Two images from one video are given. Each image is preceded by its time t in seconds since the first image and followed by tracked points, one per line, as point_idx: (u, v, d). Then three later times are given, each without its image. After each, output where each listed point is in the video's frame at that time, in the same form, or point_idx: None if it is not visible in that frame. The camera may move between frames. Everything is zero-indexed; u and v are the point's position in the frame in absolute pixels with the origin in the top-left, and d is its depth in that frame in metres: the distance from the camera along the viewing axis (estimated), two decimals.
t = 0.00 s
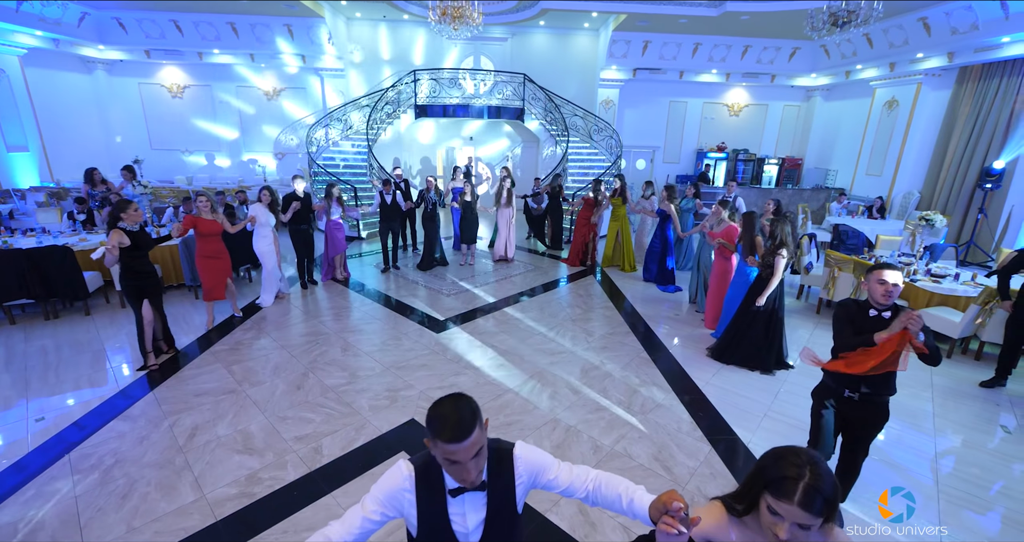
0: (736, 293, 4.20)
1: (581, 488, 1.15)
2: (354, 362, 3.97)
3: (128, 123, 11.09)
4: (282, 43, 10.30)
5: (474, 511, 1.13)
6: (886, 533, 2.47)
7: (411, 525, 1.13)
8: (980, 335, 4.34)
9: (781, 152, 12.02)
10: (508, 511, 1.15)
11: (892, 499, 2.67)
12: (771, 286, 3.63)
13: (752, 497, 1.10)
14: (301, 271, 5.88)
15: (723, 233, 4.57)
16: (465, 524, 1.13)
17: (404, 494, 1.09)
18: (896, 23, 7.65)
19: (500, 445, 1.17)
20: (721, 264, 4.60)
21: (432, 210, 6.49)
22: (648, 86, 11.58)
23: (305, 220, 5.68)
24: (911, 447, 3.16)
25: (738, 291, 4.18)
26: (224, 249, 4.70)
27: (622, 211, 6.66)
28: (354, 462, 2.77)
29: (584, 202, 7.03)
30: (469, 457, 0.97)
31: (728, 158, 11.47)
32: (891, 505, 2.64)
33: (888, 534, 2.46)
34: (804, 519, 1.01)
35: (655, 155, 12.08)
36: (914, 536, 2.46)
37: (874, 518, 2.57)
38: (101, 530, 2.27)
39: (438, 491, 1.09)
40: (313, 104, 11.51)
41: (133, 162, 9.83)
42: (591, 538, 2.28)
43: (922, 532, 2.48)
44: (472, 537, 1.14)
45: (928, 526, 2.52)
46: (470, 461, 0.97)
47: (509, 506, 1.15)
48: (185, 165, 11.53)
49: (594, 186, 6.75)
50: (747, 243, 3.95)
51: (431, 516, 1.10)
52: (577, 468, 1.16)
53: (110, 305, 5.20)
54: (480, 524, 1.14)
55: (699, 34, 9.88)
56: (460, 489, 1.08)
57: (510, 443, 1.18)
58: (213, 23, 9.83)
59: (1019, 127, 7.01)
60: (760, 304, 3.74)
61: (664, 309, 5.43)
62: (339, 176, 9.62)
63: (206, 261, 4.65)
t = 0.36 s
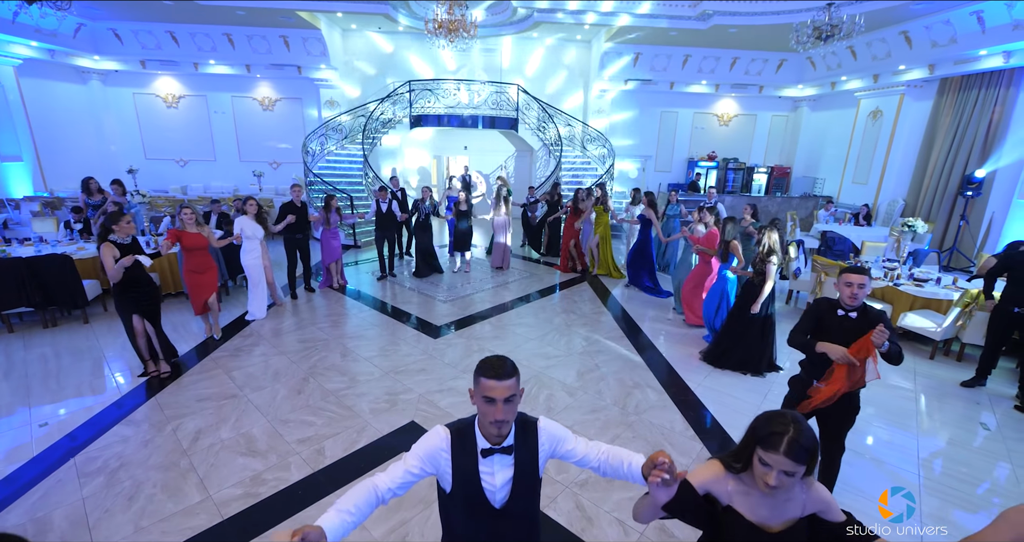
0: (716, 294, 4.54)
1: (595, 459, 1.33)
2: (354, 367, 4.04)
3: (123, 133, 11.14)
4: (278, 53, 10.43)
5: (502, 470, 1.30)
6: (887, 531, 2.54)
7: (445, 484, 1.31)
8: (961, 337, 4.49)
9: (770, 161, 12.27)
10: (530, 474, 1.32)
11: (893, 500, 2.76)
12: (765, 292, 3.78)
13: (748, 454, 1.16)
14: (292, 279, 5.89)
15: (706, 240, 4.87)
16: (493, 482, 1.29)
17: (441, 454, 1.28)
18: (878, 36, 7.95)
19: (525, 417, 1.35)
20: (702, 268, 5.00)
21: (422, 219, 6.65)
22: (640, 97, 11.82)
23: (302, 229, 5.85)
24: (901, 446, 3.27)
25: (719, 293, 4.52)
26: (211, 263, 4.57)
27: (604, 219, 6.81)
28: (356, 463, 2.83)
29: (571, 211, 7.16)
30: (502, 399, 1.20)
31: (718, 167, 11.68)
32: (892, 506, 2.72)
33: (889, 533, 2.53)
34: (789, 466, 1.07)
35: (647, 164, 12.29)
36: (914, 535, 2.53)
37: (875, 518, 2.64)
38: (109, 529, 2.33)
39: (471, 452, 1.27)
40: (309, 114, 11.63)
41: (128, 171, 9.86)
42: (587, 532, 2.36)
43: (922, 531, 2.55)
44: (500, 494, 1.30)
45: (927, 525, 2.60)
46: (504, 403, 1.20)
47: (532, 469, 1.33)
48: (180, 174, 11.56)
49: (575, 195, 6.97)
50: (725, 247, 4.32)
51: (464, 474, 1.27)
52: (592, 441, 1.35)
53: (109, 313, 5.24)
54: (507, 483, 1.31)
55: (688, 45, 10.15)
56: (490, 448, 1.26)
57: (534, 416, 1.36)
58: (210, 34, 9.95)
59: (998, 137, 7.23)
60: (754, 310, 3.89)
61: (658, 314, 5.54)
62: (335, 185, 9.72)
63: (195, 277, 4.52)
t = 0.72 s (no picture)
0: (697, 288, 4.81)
1: (582, 443, 1.40)
2: (354, 365, 4.12)
3: (116, 134, 11.12)
4: (273, 56, 10.47)
5: (493, 455, 1.34)
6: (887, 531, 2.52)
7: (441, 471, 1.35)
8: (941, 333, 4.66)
9: (760, 163, 12.49)
10: (521, 458, 1.36)
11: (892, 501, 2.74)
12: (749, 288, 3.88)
13: (722, 420, 1.33)
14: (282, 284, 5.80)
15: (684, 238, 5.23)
16: (485, 467, 1.33)
17: (436, 441, 1.33)
18: (862, 40, 8.18)
19: (515, 407, 1.41)
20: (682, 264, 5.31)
21: (409, 220, 6.77)
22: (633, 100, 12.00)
23: (287, 235, 5.80)
24: (887, 441, 3.37)
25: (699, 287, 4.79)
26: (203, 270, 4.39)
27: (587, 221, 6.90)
28: (360, 455, 2.92)
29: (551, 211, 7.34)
30: (491, 383, 1.27)
31: (709, 169, 11.87)
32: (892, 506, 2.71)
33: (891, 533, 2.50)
34: (760, 423, 1.23)
35: (640, 166, 12.46)
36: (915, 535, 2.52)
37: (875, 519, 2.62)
38: (121, 520, 2.39)
39: (463, 438, 1.33)
40: (304, 116, 11.69)
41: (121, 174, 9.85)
42: (584, 517, 2.47)
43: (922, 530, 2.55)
44: (491, 477, 1.34)
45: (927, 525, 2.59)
46: (492, 388, 1.27)
47: (524, 456, 1.37)
48: (173, 176, 11.53)
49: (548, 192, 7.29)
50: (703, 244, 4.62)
51: (457, 460, 1.32)
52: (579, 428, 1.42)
53: (107, 314, 5.27)
54: (499, 468, 1.35)
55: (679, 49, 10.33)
56: (482, 434, 1.32)
57: (524, 406, 1.42)
58: (204, 36, 9.96)
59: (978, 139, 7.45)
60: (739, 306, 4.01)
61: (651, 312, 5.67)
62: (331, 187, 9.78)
63: (185, 286, 4.32)
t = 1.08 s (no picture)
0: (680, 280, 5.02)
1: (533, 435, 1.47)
2: (352, 360, 4.21)
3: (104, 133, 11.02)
4: (265, 55, 10.46)
5: (445, 450, 1.36)
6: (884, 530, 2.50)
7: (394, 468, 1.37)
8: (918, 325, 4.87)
9: (748, 163, 12.74)
10: (473, 452, 1.39)
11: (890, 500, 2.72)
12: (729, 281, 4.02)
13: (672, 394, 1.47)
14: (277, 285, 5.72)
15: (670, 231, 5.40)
16: (437, 461, 1.36)
17: (389, 438, 1.35)
18: (845, 44, 8.42)
19: (468, 403, 1.45)
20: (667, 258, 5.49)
21: (393, 221, 6.72)
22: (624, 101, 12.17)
23: (275, 236, 5.60)
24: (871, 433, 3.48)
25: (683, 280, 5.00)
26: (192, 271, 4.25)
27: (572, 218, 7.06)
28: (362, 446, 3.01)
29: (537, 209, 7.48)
30: (443, 379, 1.31)
31: (698, 169, 12.09)
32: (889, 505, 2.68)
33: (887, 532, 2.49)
34: (702, 386, 1.37)
35: (631, 166, 12.65)
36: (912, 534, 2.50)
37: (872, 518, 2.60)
38: (131, 510, 2.46)
39: (415, 433, 1.35)
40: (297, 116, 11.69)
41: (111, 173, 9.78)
42: (580, 500, 2.59)
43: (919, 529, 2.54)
44: (443, 472, 1.36)
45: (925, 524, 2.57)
46: (444, 381, 1.31)
47: (476, 450, 1.40)
48: (163, 176, 11.46)
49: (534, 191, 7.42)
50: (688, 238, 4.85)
51: (409, 455, 1.34)
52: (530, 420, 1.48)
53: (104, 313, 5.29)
54: (451, 462, 1.37)
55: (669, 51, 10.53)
56: (434, 428, 1.35)
57: (477, 402, 1.47)
58: (196, 35, 9.93)
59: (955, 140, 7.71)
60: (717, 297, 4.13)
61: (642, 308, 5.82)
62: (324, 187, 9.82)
63: (173, 286, 4.18)
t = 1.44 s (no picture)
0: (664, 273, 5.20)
1: (480, 433, 1.50)
2: (348, 355, 4.29)
3: (89, 132, 10.89)
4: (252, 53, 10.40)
5: (387, 454, 1.39)
6: (887, 532, 2.46)
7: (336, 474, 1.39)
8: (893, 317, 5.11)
9: (733, 162, 13.01)
10: (416, 453, 1.42)
11: (892, 500, 2.68)
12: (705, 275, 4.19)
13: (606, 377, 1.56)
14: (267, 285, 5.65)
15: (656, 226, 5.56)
16: (377, 466, 1.38)
17: (326, 445, 1.36)
18: (826, 46, 8.66)
19: (412, 404, 1.47)
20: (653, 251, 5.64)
21: (377, 220, 6.78)
22: (612, 100, 12.36)
23: (263, 235, 5.55)
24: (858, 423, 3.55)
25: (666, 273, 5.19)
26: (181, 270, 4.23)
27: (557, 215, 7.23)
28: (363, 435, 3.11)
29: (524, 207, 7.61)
30: (384, 380, 1.34)
31: (685, 167, 12.32)
32: (892, 506, 2.64)
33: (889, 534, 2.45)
34: (632, 363, 1.51)
35: (619, 164, 12.84)
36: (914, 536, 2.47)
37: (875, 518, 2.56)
38: (139, 499, 2.54)
39: (355, 436, 1.37)
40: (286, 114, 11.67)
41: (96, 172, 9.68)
42: (572, 482, 2.73)
43: (923, 532, 2.50)
44: (385, 476, 1.38)
45: (927, 527, 2.54)
46: (385, 383, 1.33)
47: (420, 451, 1.43)
48: (149, 175, 11.35)
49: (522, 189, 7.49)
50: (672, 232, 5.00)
51: (350, 460, 1.35)
52: (477, 419, 1.51)
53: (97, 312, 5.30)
54: (393, 465, 1.39)
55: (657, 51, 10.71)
56: (374, 432, 1.37)
57: (421, 404, 1.48)
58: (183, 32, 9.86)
59: (930, 139, 8.00)
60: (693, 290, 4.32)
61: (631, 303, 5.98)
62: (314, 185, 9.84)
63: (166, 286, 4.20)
